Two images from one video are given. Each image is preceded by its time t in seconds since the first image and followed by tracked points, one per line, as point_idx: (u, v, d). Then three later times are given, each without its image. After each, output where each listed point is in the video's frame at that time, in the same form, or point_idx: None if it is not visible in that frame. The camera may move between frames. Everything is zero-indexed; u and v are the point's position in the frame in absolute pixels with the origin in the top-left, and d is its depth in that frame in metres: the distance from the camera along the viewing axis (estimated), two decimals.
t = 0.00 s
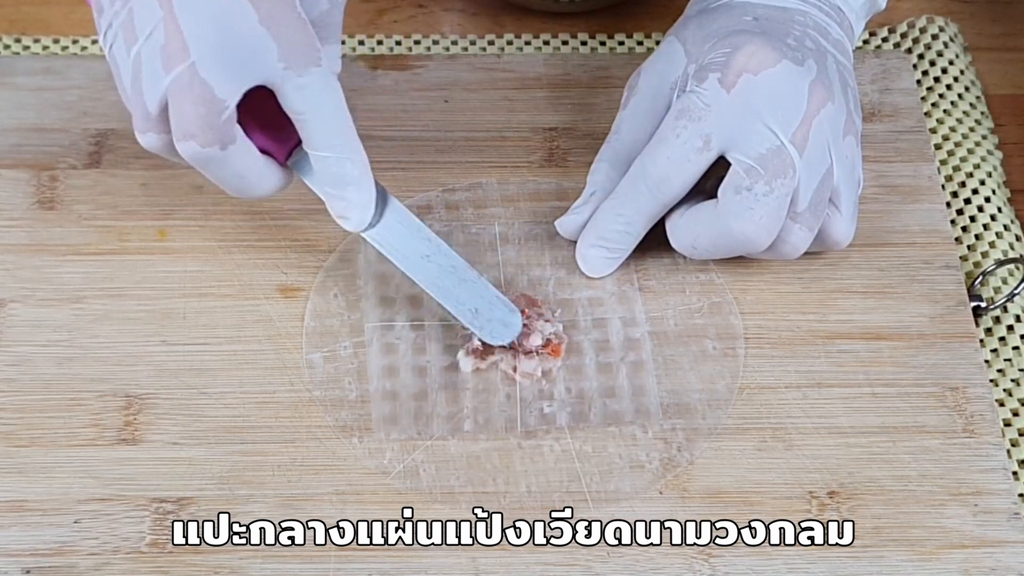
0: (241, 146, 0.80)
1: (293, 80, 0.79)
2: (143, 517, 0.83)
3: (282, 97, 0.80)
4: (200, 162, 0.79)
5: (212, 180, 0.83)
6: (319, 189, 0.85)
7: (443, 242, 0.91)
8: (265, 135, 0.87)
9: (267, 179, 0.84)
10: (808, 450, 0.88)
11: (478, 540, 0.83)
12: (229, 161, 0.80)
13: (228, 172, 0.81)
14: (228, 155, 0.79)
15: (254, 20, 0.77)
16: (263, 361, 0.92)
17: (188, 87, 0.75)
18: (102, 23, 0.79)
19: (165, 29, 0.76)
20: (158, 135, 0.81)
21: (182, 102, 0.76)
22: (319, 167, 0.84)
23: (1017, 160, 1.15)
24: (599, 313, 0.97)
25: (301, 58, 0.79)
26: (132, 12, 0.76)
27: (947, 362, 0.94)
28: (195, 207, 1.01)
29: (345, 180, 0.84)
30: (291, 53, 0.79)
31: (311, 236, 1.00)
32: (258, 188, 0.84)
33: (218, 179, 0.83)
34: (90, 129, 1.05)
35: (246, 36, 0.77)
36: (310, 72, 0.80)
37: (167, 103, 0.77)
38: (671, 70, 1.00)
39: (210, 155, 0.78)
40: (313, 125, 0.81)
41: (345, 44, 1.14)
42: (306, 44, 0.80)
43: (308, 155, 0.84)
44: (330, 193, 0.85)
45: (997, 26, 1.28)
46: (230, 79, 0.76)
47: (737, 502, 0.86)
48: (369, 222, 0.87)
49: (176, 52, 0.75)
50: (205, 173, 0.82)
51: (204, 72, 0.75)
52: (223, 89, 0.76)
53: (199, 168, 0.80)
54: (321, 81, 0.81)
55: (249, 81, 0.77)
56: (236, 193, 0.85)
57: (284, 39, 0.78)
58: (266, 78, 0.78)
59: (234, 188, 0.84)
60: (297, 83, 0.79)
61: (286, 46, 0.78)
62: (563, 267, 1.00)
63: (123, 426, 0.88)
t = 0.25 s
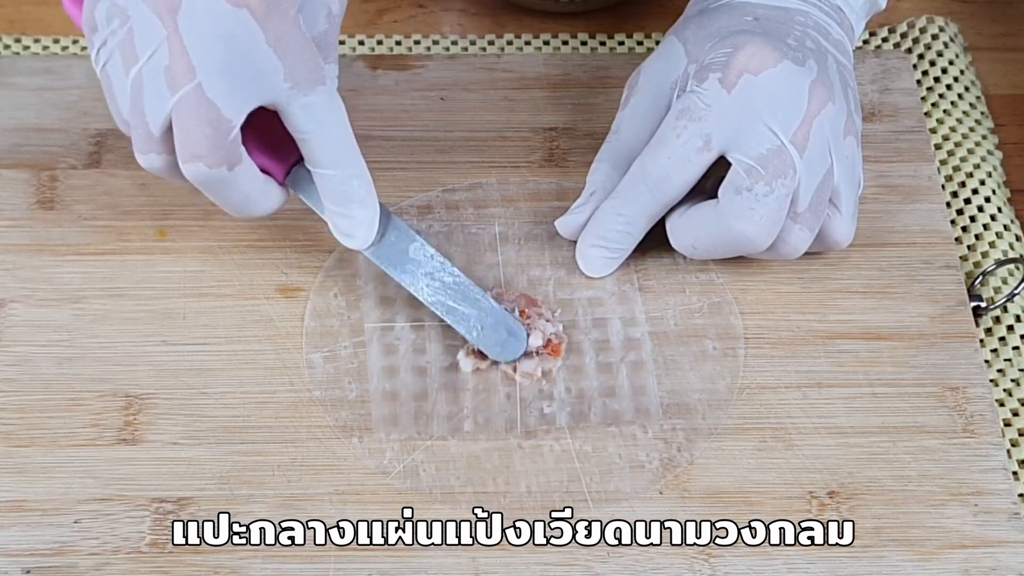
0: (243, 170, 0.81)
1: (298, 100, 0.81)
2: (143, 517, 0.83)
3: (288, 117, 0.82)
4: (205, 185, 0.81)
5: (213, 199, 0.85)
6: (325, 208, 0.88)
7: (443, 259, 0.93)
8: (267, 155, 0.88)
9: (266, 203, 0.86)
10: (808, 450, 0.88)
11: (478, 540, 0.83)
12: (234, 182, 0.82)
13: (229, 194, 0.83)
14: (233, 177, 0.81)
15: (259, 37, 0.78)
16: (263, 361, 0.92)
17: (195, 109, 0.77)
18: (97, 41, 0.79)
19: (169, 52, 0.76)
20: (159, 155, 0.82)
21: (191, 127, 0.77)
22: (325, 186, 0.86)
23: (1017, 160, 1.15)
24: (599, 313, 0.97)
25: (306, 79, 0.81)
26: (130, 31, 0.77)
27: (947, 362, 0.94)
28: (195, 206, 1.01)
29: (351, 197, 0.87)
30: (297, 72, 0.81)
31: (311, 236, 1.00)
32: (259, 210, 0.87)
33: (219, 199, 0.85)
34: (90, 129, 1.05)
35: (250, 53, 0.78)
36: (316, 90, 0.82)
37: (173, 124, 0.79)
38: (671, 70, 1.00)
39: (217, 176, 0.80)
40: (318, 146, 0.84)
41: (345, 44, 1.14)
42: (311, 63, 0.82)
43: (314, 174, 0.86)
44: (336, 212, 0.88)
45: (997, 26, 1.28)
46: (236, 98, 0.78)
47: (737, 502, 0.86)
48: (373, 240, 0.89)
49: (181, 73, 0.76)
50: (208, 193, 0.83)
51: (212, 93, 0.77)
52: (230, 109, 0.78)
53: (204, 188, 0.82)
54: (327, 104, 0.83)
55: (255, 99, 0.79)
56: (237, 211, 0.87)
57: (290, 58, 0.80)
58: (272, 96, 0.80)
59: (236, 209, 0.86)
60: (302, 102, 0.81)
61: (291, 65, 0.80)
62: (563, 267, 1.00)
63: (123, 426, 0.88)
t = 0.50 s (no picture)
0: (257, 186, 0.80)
1: (310, 114, 0.80)
2: (143, 517, 0.83)
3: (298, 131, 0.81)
4: (218, 202, 0.79)
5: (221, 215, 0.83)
6: (336, 220, 0.88)
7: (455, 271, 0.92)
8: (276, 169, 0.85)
9: (279, 215, 0.85)
10: (807, 450, 0.88)
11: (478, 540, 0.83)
12: (249, 197, 0.80)
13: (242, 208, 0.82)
14: (247, 193, 0.80)
15: (270, 50, 0.76)
16: (263, 362, 0.92)
17: (208, 125, 0.75)
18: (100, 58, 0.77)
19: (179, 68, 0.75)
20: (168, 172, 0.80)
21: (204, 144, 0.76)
22: (339, 199, 0.86)
23: (1017, 160, 1.15)
24: (599, 313, 0.97)
25: (318, 92, 0.80)
26: (132, 47, 0.75)
27: (947, 362, 0.94)
28: (195, 206, 1.01)
29: (364, 210, 0.87)
30: (308, 85, 0.79)
31: (311, 236, 1.00)
32: (270, 223, 0.85)
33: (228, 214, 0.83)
34: (90, 129, 1.05)
35: (263, 67, 0.76)
36: (327, 103, 0.81)
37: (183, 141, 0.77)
38: (671, 70, 1.00)
39: (234, 192, 0.78)
40: (331, 159, 0.83)
41: (345, 44, 1.14)
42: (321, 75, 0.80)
43: (326, 187, 0.86)
44: (348, 224, 0.88)
45: (997, 26, 1.28)
46: (246, 113, 0.76)
47: (737, 502, 0.86)
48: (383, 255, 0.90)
49: (192, 89, 0.75)
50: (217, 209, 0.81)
51: (225, 108, 0.75)
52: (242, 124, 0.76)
53: (215, 205, 0.80)
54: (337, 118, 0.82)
55: (265, 112, 0.78)
56: (243, 225, 0.85)
57: (301, 71, 0.78)
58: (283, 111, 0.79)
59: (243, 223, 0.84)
60: (313, 116, 0.80)
61: (303, 79, 0.79)
62: (563, 267, 1.00)
63: (123, 425, 0.88)
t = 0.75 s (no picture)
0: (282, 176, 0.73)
1: (333, 104, 0.76)
2: (143, 517, 0.83)
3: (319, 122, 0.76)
4: (239, 192, 0.72)
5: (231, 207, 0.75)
6: (344, 213, 0.85)
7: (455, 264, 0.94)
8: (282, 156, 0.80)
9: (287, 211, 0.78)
10: (808, 451, 0.88)
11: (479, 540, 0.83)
12: (275, 186, 0.73)
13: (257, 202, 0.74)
14: (275, 182, 0.73)
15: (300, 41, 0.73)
16: (263, 361, 0.92)
17: (236, 110, 0.69)
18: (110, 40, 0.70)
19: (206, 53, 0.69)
20: (184, 158, 0.72)
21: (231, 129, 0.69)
22: (349, 191, 0.83)
23: (1017, 160, 1.15)
24: (599, 313, 0.97)
25: (341, 82, 0.76)
26: (153, 27, 0.69)
27: (947, 362, 0.94)
28: (195, 206, 1.01)
29: (374, 204, 0.84)
30: (333, 74, 0.75)
31: (311, 236, 1.00)
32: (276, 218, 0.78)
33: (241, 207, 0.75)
34: (90, 129, 1.05)
35: (292, 52, 0.72)
36: (348, 94, 0.77)
37: (208, 126, 0.70)
38: (671, 70, 1.00)
39: (259, 182, 0.71)
40: (347, 151, 0.79)
41: (345, 44, 1.14)
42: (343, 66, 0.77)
43: (336, 180, 0.82)
44: (355, 216, 0.85)
45: (997, 26, 1.28)
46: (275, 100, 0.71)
47: (737, 502, 0.86)
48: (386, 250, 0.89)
49: (223, 74, 0.69)
50: (231, 201, 0.73)
51: (257, 94, 0.70)
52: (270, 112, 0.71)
53: (233, 195, 0.72)
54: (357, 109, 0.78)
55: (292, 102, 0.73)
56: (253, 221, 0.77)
57: (327, 61, 0.75)
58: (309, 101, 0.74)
59: (255, 218, 0.77)
60: (337, 107, 0.76)
61: (329, 69, 0.75)
62: (563, 267, 1.00)
63: (123, 425, 0.88)
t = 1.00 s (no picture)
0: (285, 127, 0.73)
1: (331, 62, 0.76)
2: (143, 517, 0.83)
3: (317, 81, 0.77)
4: (243, 138, 0.71)
5: (230, 159, 0.74)
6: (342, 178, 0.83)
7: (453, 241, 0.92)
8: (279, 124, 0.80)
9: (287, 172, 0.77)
10: (808, 451, 0.88)
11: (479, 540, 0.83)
12: (276, 135, 0.72)
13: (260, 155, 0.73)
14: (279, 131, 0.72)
15: None
16: (263, 362, 0.92)
17: (238, 56, 0.71)
18: None
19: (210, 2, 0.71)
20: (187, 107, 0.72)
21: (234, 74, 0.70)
22: (347, 154, 0.82)
23: (1017, 160, 1.15)
24: (599, 313, 0.97)
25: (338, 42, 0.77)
26: None
27: (947, 362, 0.94)
28: (195, 206, 1.01)
29: (372, 167, 0.83)
30: (331, 33, 0.76)
31: (311, 236, 1.00)
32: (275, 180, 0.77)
33: (240, 159, 0.74)
34: (90, 129, 1.05)
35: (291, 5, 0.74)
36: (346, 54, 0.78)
37: (210, 74, 0.71)
38: (671, 70, 1.00)
39: (263, 125, 0.70)
40: (345, 111, 0.79)
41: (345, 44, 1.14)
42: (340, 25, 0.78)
43: (333, 142, 0.81)
44: (353, 180, 0.84)
45: (997, 26, 1.28)
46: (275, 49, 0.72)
47: (737, 502, 0.86)
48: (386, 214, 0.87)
49: (225, 22, 0.71)
50: (231, 150, 0.72)
51: (257, 40, 0.71)
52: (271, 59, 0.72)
53: (233, 141, 0.71)
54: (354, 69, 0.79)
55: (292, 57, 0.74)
56: (251, 179, 0.76)
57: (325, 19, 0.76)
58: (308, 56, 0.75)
59: (252, 173, 0.75)
60: (335, 64, 0.76)
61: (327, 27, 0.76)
62: (563, 267, 1.00)
63: (123, 425, 0.88)
